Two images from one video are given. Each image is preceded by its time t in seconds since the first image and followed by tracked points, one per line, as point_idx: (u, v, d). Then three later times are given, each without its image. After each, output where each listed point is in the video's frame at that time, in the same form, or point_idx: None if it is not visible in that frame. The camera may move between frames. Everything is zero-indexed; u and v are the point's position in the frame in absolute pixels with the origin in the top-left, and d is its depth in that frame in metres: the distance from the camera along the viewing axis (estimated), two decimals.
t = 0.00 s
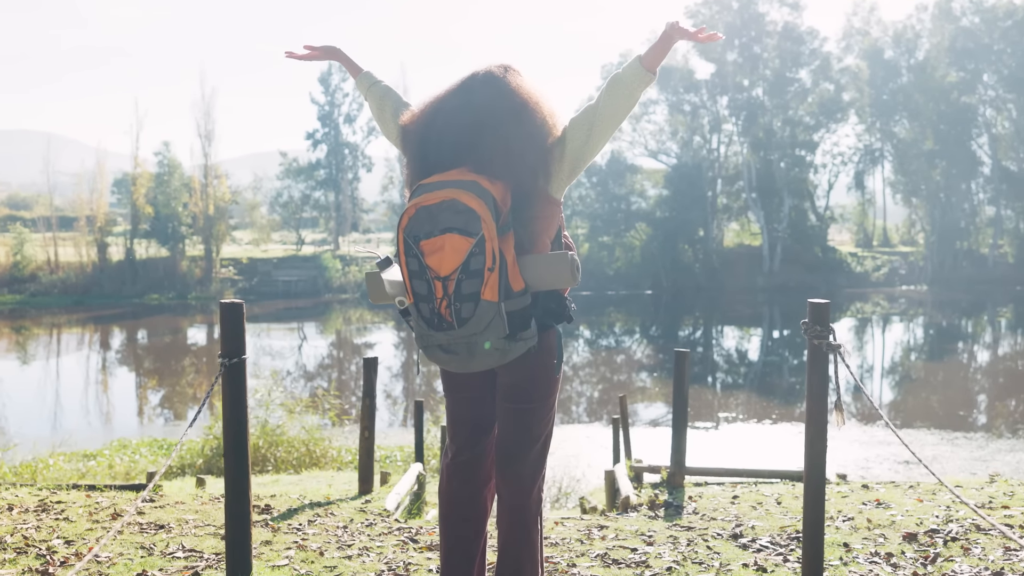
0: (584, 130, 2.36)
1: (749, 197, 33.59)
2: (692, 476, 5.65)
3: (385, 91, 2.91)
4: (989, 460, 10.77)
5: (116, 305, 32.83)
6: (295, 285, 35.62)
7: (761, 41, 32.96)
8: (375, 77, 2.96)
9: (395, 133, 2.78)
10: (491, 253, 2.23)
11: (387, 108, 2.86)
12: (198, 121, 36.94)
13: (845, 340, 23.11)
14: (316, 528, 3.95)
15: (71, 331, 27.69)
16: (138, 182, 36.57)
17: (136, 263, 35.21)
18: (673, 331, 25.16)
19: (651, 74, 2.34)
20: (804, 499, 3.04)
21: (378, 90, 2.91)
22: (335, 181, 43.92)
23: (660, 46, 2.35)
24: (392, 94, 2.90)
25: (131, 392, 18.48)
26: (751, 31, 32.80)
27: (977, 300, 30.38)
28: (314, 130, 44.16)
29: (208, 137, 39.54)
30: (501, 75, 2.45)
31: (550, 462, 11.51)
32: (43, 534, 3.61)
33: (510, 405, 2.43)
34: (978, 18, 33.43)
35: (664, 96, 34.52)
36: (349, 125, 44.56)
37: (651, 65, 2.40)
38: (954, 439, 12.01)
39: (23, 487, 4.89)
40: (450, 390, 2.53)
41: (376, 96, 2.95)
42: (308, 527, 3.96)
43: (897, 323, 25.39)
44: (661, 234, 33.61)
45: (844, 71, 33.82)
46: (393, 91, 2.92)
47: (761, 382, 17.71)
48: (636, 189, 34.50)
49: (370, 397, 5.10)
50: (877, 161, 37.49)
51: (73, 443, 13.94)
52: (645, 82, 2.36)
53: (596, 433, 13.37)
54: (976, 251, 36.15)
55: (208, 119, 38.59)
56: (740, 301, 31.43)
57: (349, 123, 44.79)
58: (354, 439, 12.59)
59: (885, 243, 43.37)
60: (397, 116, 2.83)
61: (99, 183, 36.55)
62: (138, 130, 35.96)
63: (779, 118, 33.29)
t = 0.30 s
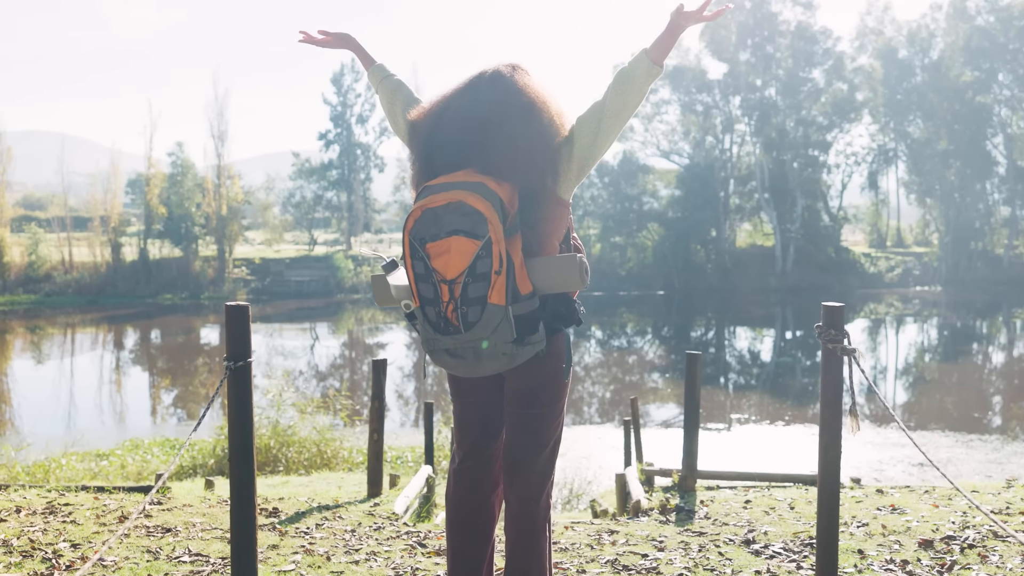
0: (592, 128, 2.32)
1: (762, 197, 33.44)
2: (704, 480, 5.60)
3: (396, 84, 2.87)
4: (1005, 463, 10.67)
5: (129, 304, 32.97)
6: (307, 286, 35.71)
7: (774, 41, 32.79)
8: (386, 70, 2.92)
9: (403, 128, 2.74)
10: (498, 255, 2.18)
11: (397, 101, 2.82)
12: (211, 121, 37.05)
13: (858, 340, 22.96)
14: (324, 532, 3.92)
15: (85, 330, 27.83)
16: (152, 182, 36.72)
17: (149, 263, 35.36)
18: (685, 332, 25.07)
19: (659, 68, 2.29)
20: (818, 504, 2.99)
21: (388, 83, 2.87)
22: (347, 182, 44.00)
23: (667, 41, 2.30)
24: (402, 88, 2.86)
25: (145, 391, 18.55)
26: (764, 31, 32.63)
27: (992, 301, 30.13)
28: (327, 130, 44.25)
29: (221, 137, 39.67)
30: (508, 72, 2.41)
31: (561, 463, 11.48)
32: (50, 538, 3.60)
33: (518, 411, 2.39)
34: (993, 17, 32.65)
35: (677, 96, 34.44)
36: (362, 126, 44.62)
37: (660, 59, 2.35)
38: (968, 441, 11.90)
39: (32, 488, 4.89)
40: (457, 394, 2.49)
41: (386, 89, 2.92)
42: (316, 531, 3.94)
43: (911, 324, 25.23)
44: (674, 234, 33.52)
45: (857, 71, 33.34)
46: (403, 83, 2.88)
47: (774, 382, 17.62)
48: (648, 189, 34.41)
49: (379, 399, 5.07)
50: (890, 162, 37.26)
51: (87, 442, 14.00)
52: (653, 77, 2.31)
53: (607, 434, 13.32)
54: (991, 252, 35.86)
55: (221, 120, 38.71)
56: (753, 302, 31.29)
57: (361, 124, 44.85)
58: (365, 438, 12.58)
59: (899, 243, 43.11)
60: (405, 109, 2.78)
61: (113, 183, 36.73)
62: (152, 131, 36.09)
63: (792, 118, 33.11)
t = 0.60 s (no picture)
0: (601, 128, 2.27)
1: (776, 196, 33.28)
2: (717, 483, 5.53)
3: (405, 80, 2.82)
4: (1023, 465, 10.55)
5: (145, 305, 33.13)
6: (321, 286, 35.80)
7: (788, 39, 32.60)
8: (396, 64, 2.87)
9: (412, 125, 2.69)
10: (505, 258, 2.14)
11: (405, 97, 2.77)
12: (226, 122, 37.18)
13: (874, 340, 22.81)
14: (332, 536, 3.90)
15: (102, 330, 27.98)
16: (167, 183, 36.87)
17: (165, 264, 35.52)
18: (699, 332, 24.96)
19: (668, 65, 2.24)
20: (835, 506, 2.93)
21: (397, 79, 2.82)
22: (361, 182, 44.08)
23: (678, 35, 2.25)
24: (412, 83, 2.80)
25: (160, 391, 18.62)
26: (779, 29, 32.44)
27: (1010, 301, 29.85)
28: (341, 131, 44.33)
29: (236, 138, 39.82)
30: (517, 70, 2.36)
31: (575, 464, 11.44)
32: (58, 541, 3.64)
33: (526, 416, 2.35)
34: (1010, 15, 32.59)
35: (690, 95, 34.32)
36: (375, 126, 44.67)
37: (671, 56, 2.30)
38: (986, 442, 11.78)
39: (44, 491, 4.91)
40: (465, 399, 2.45)
41: (396, 85, 2.87)
42: (325, 535, 3.91)
43: (927, 324, 25.05)
44: (687, 233, 33.41)
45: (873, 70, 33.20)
46: (412, 80, 2.83)
47: (789, 383, 17.52)
48: (662, 189, 34.29)
49: (389, 401, 5.04)
50: (906, 161, 36.97)
51: (102, 442, 14.06)
52: (663, 74, 2.26)
53: (621, 435, 13.26)
54: (1009, 251, 35.54)
55: (235, 120, 38.82)
56: (767, 302, 31.12)
57: (375, 124, 44.90)
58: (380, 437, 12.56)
59: (915, 243, 42.82)
60: (414, 104, 2.74)
61: (128, 184, 36.91)
62: (167, 132, 36.24)
63: (807, 117, 32.91)
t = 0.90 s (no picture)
0: (611, 128, 2.22)
1: (793, 196, 33.07)
2: (731, 485, 5.45)
3: (414, 79, 2.78)
4: None
5: (162, 303, 33.30)
6: (337, 285, 35.89)
7: (805, 38, 32.36)
8: (404, 64, 2.83)
9: (418, 124, 2.65)
10: (511, 262, 2.10)
11: (413, 97, 2.72)
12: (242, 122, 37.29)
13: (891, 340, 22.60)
14: (341, 539, 3.88)
15: (120, 329, 28.14)
16: (184, 183, 37.05)
17: (182, 263, 35.72)
18: (715, 332, 24.83)
19: (679, 63, 2.19)
20: (849, 513, 2.88)
21: (405, 78, 2.78)
22: (377, 181, 44.14)
23: (689, 33, 2.20)
24: (420, 83, 2.76)
25: (177, 389, 18.71)
26: (796, 28, 32.20)
27: None
28: (357, 130, 44.41)
29: (252, 138, 39.94)
30: (526, 70, 2.32)
31: (590, 464, 11.39)
32: (65, 545, 3.67)
33: (533, 422, 2.30)
34: None
35: (707, 94, 34.16)
36: (392, 125, 44.71)
37: (681, 52, 2.25)
38: (1005, 444, 11.63)
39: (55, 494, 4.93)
40: (472, 405, 2.41)
41: (404, 85, 2.83)
42: (334, 538, 3.89)
43: (946, 324, 24.81)
44: (704, 233, 33.28)
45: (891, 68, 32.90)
46: (420, 80, 2.79)
47: (805, 383, 17.39)
48: (678, 188, 34.14)
49: (399, 403, 5.01)
50: (925, 160, 36.63)
51: (120, 440, 14.14)
52: (675, 73, 2.21)
53: (636, 435, 13.20)
54: None
55: (252, 120, 38.94)
56: (784, 301, 30.93)
57: (391, 123, 44.94)
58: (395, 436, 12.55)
59: (933, 242, 42.45)
60: (421, 104, 2.70)
61: (146, 184, 37.12)
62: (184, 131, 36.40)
63: (824, 116, 32.69)
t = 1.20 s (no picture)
0: (621, 130, 2.17)
1: (811, 194, 32.83)
2: (746, 489, 5.37)
3: (420, 80, 2.74)
4: None
5: (181, 302, 33.46)
6: (354, 284, 35.95)
7: (824, 35, 32.10)
8: (410, 65, 2.78)
9: (425, 125, 2.61)
10: (517, 267, 2.05)
11: (420, 99, 2.68)
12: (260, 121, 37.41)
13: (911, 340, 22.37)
14: (350, 544, 3.86)
15: (139, 327, 28.30)
16: (203, 182, 37.24)
17: (200, 262, 35.90)
18: (733, 331, 24.69)
19: (691, 63, 2.14)
20: (865, 521, 2.82)
21: (411, 79, 2.74)
22: (394, 180, 44.19)
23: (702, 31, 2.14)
24: (427, 83, 2.72)
25: (196, 388, 18.79)
26: (814, 25, 31.95)
27: None
28: (374, 129, 44.46)
29: (270, 138, 40.07)
30: (534, 71, 2.27)
31: (605, 464, 11.32)
32: (74, 547, 3.69)
33: (541, 429, 2.26)
34: None
35: (724, 92, 33.98)
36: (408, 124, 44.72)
37: (692, 52, 2.19)
38: None
39: (69, 495, 4.95)
40: (479, 413, 2.37)
41: (411, 86, 2.78)
42: (342, 542, 3.87)
43: (966, 324, 24.53)
44: (721, 232, 33.12)
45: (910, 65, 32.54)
46: (428, 80, 2.75)
47: (824, 383, 17.23)
48: (695, 187, 33.96)
49: (411, 405, 4.97)
50: (945, 158, 36.23)
51: (137, 438, 14.21)
52: (686, 73, 2.15)
53: (653, 435, 13.12)
54: None
55: (270, 120, 39.07)
56: (803, 301, 30.70)
57: (408, 122, 44.96)
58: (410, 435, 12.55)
59: (954, 241, 42.00)
60: (428, 108, 2.66)
61: (165, 183, 37.33)
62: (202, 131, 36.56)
63: (842, 114, 32.41)
